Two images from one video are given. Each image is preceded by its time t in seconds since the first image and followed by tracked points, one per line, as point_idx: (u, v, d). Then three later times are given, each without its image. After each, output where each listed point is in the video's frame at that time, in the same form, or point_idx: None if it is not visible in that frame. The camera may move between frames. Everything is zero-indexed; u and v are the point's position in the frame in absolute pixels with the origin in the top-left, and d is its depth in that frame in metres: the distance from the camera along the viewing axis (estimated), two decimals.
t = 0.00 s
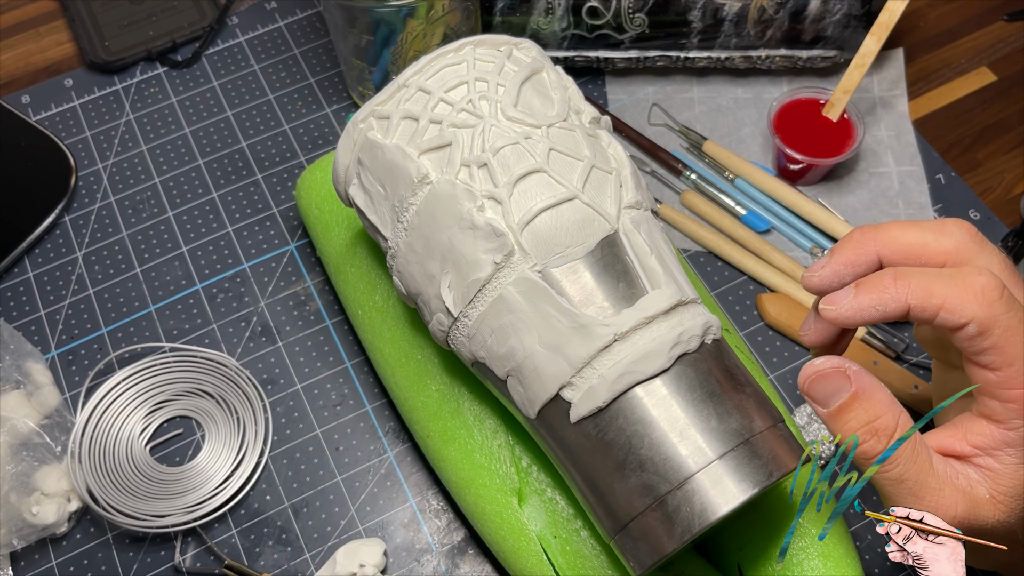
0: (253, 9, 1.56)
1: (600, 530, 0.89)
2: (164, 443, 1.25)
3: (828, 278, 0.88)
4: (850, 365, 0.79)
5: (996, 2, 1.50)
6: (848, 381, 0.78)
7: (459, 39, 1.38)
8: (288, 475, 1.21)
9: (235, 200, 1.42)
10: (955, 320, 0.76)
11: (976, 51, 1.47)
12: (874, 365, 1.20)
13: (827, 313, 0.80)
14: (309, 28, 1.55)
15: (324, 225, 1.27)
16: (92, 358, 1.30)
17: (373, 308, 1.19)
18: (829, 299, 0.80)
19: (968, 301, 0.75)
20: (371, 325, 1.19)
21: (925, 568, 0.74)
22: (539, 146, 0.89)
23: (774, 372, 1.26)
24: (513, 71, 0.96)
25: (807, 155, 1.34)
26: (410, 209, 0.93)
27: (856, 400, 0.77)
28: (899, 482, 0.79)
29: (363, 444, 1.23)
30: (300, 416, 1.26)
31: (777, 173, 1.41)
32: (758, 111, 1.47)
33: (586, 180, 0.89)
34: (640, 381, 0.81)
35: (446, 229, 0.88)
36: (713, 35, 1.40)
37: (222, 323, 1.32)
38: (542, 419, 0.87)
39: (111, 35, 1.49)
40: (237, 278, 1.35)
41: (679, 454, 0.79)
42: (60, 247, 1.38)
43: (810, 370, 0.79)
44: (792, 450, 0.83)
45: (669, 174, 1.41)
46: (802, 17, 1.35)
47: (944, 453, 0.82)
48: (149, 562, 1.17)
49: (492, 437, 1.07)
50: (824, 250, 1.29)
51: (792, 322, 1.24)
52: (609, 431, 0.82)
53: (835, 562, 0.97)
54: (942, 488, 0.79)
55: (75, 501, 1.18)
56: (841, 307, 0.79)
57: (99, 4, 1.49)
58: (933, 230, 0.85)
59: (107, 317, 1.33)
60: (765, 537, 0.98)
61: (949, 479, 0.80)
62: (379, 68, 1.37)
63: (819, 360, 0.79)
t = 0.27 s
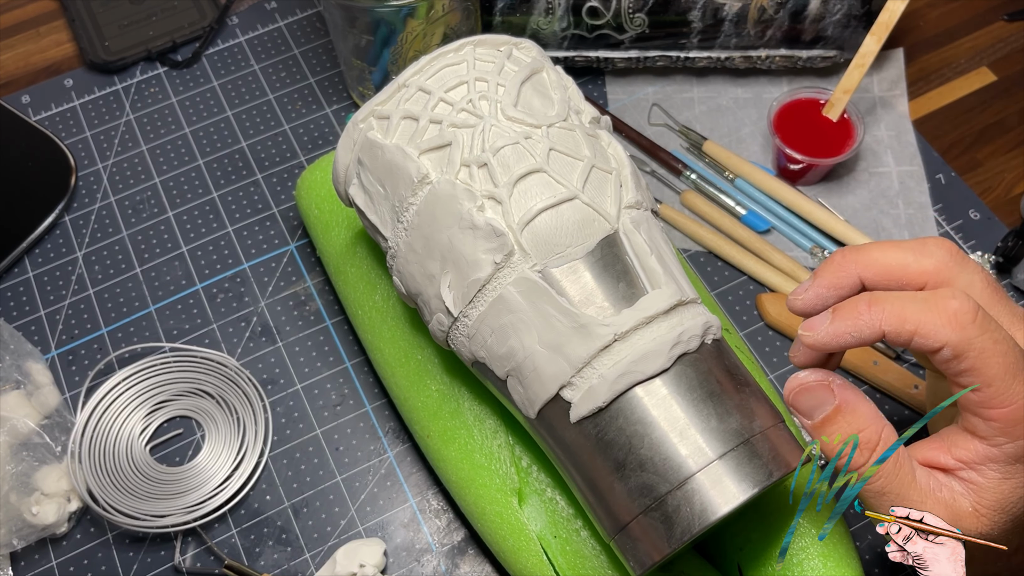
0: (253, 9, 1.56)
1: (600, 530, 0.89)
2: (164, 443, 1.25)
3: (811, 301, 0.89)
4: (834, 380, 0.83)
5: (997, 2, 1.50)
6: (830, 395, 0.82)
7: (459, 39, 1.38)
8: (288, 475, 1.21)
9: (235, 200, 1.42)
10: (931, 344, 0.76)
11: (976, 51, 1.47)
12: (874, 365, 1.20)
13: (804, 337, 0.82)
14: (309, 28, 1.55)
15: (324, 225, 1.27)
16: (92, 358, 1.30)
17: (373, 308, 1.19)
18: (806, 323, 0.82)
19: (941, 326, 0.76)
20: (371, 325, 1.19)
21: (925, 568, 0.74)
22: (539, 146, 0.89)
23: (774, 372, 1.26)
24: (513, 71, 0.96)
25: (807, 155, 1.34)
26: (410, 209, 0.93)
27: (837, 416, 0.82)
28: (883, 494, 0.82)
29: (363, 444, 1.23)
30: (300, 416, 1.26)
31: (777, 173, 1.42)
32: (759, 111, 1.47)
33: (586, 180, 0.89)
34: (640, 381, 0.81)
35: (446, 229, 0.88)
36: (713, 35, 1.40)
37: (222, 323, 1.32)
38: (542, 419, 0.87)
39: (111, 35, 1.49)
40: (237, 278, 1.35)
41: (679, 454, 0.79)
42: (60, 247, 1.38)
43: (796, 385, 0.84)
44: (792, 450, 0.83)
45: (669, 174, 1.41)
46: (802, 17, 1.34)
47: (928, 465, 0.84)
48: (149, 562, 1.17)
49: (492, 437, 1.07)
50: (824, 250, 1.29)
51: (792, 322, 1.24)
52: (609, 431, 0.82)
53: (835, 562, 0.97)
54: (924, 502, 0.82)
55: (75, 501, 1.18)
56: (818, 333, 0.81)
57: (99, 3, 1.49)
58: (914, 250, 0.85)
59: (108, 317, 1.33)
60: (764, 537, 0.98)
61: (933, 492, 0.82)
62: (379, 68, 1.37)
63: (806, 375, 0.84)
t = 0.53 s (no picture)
0: (253, 9, 1.56)
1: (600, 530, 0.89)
2: (164, 443, 1.25)
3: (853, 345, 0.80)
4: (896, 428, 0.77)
5: (997, 2, 1.50)
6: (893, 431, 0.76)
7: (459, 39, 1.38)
8: (288, 475, 1.21)
9: (234, 200, 1.42)
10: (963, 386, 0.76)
11: (976, 51, 1.47)
12: (874, 365, 1.20)
13: (888, 420, 0.68)
14: (309, 28, 1.55)
15: (324, 226, 1.27)
16: (92, 358, 1.30)
17: (373, 308, 1.19)
18: (887, 401, 0.68)
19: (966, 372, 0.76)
20: (371, 325, 1.19)
21: (925, 567, 0.72)
22: (539, 146, 0.89)
23: (774, 372, 1.26)
24: (513, 71, 0.96)
25: (807, 155, 1.34)
26: (410, 209, 0.93)
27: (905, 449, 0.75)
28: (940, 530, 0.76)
29: (363, 444, 1.23)
30: (300, 416, 1.26)
31: (777, 173, 1.42)
32: (759, 111, 1.47)
33: (586, 180, 0.89)
34: (640, 381, 0.81)
35: (446, 229, 0.88)
36: (713, 35, 1.40)
37: (222, 323, 1.32)
38: (542, 419, 0.87)
39: (111, 35, 1.49)
40: (237, 279, 1.35)
41: (679, 454, 0.79)
42: (60, 247, 1.38)
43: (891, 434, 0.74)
44: (792, 450, 0.83)
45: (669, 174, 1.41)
46: (802, 17, 1.34)
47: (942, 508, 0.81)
48: (149, 562, 1.17)
49: (492, 437, 1.07)
50: (824, 250, 1.29)
51: (792, 322, 1.24)
52: (609, 430, 0.82)
53: (835, 563, 0.98)
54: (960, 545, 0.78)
55: (75, 501, 1.18)
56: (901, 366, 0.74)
57: (99, 3, 1.49)
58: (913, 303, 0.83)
59: (107, 317, 1.33)
60: (764, 537, 0.98)
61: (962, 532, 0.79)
62: (379, 68, 1.37)
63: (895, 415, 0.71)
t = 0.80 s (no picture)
0: (253, 9, 1.56)
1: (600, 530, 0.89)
2: (164, 443, 1.25)
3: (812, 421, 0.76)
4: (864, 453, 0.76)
5: (997, 2, 1.50)
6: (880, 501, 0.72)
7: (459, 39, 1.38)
8: (288, 475, 1.21)
9: (234, 200, 1.42)
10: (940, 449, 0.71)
11: (976, 51, 1.47)
12: (874, 365, 1.20)
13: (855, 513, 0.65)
14: (309, 28, 1.55)
15: (324, 226, 1.27)
16: (92, 358, 1.30)
17: (373, 308, 1.19)
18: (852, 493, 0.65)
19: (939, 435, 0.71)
20: (371, 325, 1.19)
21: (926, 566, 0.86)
22: (539, 145, 0.89)
23: (774, 372, 1.26)
24: (513, 71, 0.96)
25: (807, 155, 1.34)
26: (410, 209, 0.93)
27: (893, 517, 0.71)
28: None
29: (363, 444, 1.23)
30: (300, 416, 1.26)
31: (777, 173, 1.42)
32: (758, 111, 1.47)
33: (585, 180, 0.89)
34: (640, 380, 0.81)
35: (446, 229, 0.88)
36: (713, 35, 1.40)
37: (222, 323, 1.32)
38: (542, 419, 0.87)
39: (111, 35, 1.49)
40: (237, 278, 1.35)
41: (679, 454, 0.79)
42: (60, 247, 1.38)
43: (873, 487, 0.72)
44: (793, 450, 0.83)
45: (668, 174, 1.41)
46: (802, 17, 1.34)
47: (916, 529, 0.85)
48: (149, 562, 1.17)
49: (492, 437, 1.08)
50: (824, 250, 1.29)
51: (792, 322, 1.24)
52: (609, 430, 0.82)
53: (835, 563, 0.98)
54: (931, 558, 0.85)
55: (75, 501, 1.18)
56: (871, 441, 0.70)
57: (99, 3, 1.49)
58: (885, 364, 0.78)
59: (107, 317, 1.33)
60: (764, 537, 0.98)
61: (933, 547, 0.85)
62: (379, 68, 1.37)
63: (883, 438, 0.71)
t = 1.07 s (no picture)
0: (253, 9, 1.56)
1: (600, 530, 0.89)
2: (164, 443, 1.25)
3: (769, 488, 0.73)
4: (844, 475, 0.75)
5: (997, 2, 1.50)
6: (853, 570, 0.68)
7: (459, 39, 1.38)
8: (288, 475, 1.21)
9: (234, 200, 1.42)
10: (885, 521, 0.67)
11: (976, 51, 1.47)
12: (874, 365, 1.20)
13: None
14: (309, 28, 1.55)
15: (324, 225, 1.27)
16: (92, 358, 1.30)
17: (373, 308, 1.19)
18: None
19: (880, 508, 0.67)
20: (371, 325, 1.19)
21: (926, 566, 0.85)
22: (539, 145, 0.89)
23: (774, 372, 1.26)
24: (513, 71, 0.96)
25: (807, 155, 1.34)
26: (410, 209, 0.93)
27: None
28: None
29: (363, 444, 1.23)
30: (300, 416, 1.26)
31: (777, 173, 1.42)
32: (758, 111, 1.47)
33: (585, 180, 0.89)
34: (640, 380, 0.81)
35: (446, 229, 0.88)
36: (713, 35, 1.40)
37: (222, 323, 1.32)
38: (542, 419, 0.87)
39: (111, 35, 1.49)
40: (237, 278, 1.35)
41: (679, 454, 0.79)
42: (60, 247, 1.38)
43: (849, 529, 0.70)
44: (793, 450, 0.83)
45: (668, 173, 1.41)
46: (802, 16, 1.34)
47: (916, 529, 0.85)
48: (149, 562, 1.17)
49: (492, 437, 1.08)
50: (824, 250, 1.29)
51: (792, 322, 1.24)
52: (609, 430, 0.82)
53: (835, 562, 0.98)
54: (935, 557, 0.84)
55: (75, 501, 1.18)
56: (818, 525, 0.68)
57: (99, 3, 1.49)
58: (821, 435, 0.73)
59: (107, 317, 1.33)
60: (764, 537, 0.98)
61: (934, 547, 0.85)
62: (379, 68, 1.37)
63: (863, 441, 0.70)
